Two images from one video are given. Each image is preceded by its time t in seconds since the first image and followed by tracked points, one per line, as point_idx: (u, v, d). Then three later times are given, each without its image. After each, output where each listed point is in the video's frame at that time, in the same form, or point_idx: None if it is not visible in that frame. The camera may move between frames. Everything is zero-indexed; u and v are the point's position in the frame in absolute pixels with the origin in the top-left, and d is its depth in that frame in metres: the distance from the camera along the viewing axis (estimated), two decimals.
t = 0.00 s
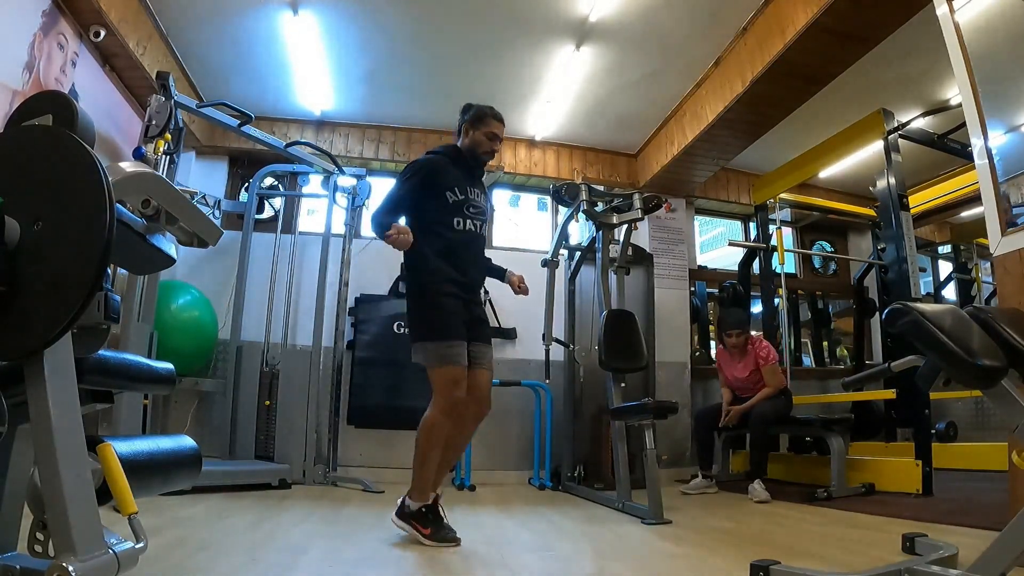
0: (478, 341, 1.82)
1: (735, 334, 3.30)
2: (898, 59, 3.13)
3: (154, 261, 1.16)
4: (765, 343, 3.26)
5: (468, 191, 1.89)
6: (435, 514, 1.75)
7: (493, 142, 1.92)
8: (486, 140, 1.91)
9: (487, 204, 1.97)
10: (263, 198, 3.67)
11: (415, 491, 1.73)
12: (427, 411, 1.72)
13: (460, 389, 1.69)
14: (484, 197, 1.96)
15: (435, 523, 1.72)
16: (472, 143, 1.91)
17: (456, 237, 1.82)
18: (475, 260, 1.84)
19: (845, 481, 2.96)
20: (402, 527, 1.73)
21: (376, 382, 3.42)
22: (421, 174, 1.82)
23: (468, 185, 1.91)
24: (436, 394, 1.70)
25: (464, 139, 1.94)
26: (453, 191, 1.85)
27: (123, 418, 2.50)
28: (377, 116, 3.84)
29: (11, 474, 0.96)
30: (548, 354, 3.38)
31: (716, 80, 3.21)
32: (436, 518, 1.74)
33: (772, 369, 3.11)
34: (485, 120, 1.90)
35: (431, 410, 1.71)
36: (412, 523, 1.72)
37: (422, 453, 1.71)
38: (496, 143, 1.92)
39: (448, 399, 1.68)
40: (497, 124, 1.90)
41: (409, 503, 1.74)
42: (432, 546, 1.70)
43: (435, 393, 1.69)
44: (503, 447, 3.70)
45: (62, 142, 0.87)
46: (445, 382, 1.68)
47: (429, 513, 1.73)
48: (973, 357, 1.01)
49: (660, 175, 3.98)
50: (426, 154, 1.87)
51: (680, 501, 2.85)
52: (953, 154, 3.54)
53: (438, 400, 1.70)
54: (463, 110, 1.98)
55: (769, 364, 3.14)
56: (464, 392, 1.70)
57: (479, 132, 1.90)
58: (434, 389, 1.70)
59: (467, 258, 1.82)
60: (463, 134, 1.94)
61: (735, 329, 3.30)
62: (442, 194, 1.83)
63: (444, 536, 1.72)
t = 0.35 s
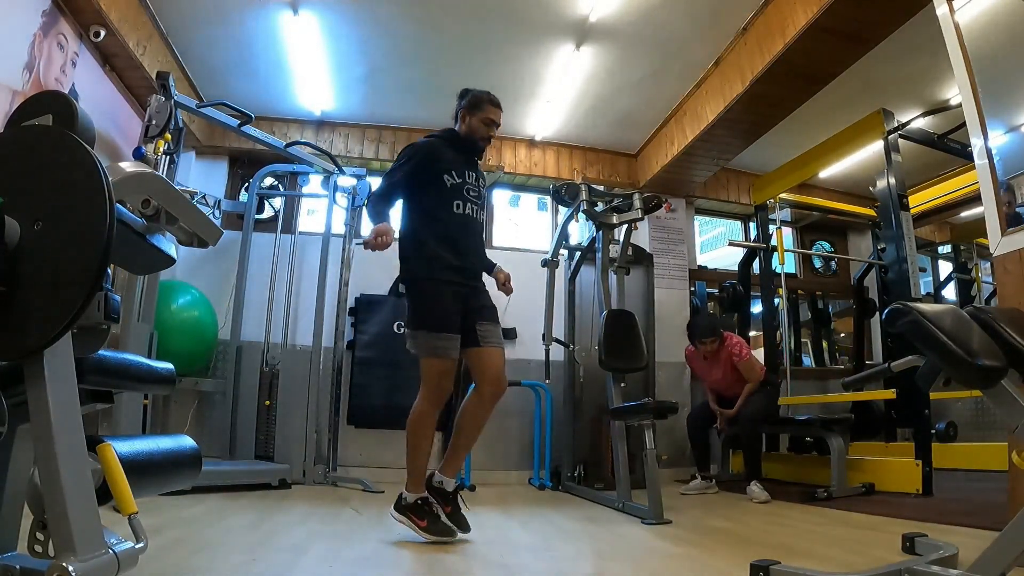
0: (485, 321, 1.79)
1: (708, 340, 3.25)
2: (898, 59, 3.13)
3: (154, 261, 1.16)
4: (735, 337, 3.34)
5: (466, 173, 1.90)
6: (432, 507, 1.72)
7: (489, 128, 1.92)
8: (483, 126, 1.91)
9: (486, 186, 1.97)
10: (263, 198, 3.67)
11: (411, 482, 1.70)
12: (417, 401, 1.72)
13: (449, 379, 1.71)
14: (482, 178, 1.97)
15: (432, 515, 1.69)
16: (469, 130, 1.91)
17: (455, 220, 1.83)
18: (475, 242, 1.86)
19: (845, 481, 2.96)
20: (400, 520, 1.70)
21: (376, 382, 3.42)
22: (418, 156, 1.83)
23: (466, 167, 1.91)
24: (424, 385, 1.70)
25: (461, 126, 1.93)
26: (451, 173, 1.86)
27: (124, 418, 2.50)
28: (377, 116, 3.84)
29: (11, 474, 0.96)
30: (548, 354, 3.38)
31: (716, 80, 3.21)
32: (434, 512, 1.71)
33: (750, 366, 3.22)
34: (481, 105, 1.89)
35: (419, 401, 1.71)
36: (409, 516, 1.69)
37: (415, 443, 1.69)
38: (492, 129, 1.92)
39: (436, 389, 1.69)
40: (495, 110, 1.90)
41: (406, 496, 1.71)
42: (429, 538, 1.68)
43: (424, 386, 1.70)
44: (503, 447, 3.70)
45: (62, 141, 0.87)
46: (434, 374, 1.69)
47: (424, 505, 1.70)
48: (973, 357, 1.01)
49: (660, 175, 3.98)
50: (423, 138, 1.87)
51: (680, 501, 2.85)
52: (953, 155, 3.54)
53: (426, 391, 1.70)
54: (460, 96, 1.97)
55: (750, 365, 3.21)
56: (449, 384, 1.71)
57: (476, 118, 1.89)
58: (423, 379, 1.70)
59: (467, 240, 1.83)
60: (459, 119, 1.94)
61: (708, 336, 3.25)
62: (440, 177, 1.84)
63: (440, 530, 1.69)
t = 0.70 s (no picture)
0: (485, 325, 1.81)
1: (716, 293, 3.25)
2: (898, 59, 3.13)
3: (154, 261, 1.16)
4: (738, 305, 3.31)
5: (468, 182, 1.89)
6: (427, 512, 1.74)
7: (494, 133, 1.92)
8: (489, 132, 1.91)
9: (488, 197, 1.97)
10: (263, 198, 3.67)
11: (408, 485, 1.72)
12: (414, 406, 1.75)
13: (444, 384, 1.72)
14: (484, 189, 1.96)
15: (426, 520, 1.71)
16: (475, 136, 1.92)
17: (455, 230, 1.82)
18: (475, 251, 1.85)
19: (846, 481, 2.96)
20: (393, 522, 1.73)
21: (376, 382, 3.42)
22: (421, 166, 1.83)
23: (469, 176, 1.90)
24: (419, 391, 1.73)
25: (467, 132, 1.94)
26: (453, 181, 1.85)
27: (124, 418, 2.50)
28: (377, 116, 3.84)
29: (12, 473, 0.96)
30: (548, 354, 3.38)
31: (716, 80, 3.21)
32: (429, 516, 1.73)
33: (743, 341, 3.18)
34: (487, 110, 1.90)
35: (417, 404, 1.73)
36: (405, 520, 1.71)
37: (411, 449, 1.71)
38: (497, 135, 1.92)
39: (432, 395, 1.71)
40: (499, 115, 1.90)
41: (401, 498, 1.73)
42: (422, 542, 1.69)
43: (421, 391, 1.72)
44: (503, 447, 3.70)
45: (62, 141, 0.87)
46: (430, 381, 1.71)
47: (420, 509, 1.72)
48: (973, 357, 1.01)
49: (660, 175, 3.98)
50: (428, 146, 1.87)
51: (680, 501, 2.85)
52: (953, 154, 3.54)
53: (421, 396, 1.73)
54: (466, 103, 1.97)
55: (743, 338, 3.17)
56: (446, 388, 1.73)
57: (482, 123, 1.89)
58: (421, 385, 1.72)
59: (467, 250, 1.82)
60: (465, 126, 1.94)
61: (718, 287, 3.24)
62: (442, 185, 1.84)
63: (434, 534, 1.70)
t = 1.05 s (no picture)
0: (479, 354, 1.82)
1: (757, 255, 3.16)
2: (898, 59, 3.13)
3: (154, 261, 1.16)
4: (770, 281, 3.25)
5: (472, 205, 1.89)
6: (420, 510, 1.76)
7: (500, 151, 1.91)
8: (494, 150, 1.90)
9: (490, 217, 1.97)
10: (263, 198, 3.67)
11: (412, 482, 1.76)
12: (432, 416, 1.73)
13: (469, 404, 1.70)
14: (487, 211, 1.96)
15: (418, 516, 1.73)
16: (480, 155, 1.92)
17: (456, 251, 1.82)
18: (474, 275, 1.85)
19: (846, 481, 2.96)
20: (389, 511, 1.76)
21: (376, 382, 3.42)
22: (428, 185, 1.82)
23: (473, 199, 1.90)
24: (446, 403, 1.70)
25: (472, 151, 1.94)
26: (457, 203, 1.85)
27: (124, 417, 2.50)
28: (377, 116, 3.84)
29: (12, 473, 0.96)
30: (548, 354, 3.39)
31: (716, 81, 3.21)
32: (421, 515, 1.75)
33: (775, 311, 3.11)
34: (492, 130, 1.89)
35: (435, 416, 1.72)
36: (399, 511, 1.74)
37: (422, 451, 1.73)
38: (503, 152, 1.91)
39: (455, 409, 1.69)
40: (503, 133, 1.90)
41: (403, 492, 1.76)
42: (410, 539, 1.71)
43: (446, 402, 1.70)
44: (503, 446, 3.70)
45: (62, 141, 0.87)
46: (456, 394, 1.69)
47: (415, 505, 1.75)
48: (973, 357, 1.01)
49: (660, 175, 3.98)
50: (434, 164, 1.87)
51: (680, 501, 2.85)
52: (953, 154, 3.54)
53: (447, 409, 1.70)
54: (469, 124, 1.97)
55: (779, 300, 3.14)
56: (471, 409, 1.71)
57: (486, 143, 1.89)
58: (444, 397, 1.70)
59: (466, 274, 1.82)
60: (470, 146, 1.94)
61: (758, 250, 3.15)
62: (446, 206, 1.83)
63: (421, 533, 1.72)
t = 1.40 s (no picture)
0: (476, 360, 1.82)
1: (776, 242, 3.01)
2: (898, 59, 3.13)
3: (154, 261, 1.16)
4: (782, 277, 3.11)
5: (468, 209, 1.89)
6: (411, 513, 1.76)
7: (496, 155, 1.92)
8: (489, 154, 1.91)
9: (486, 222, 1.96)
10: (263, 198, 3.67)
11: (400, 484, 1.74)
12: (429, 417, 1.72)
13: (467, 410, 1.68)
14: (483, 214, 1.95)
15: (409, 522, 1.73)
16: (476, 159, 1.91)
17: (451, 257, 1.82)
18: (470, 279, 1.85)
19: (846, 480, 2.96)
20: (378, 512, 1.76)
21: (376, 383, 3.41)
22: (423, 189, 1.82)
23: (469, 203, 1.90)
24: (444, 408, 1.69)
25: (467, 156, 1.94)
26: (453, 208, 1.85)
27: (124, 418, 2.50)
28: (377, 116, 3.84)
29: (12, 473, 0.96)
30: (548, 354, 3.39)
31: (716, 81, 3.21)
32: (411, 518, 1.74)
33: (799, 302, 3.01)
34: (486, 134, 1.90)
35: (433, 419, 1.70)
36: (388, 514, 1.74)
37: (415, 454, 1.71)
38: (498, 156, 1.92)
39: (456, 414, 1.67)
40: (497, 137, 1.91)
41: (390, 494, 1.75)
42: (400, 543, 1.71)
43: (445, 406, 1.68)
44: (503, 446, 3.70)
45: (62, 140, 0.87)
46: (454, 400, 1.67)
47: (405, 510, 1.74)
48: (973, 356, 1.01)
49: (660, 175, 3.98)
50: (429, 167, 1.86)
51: (680, 501, 2.85)
52: (953, 154, 3.54)
53: (445, 414, 1.68)
54: (462, 129, 1.98)
55: (798, 294, 3.03)
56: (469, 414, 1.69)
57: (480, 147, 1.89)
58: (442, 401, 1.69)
59: (461, 278, 1.82)
60: (465, 151, 1.95)
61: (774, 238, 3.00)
62: (441, 210, 1.83)
63: (411, 536, 1.73)
